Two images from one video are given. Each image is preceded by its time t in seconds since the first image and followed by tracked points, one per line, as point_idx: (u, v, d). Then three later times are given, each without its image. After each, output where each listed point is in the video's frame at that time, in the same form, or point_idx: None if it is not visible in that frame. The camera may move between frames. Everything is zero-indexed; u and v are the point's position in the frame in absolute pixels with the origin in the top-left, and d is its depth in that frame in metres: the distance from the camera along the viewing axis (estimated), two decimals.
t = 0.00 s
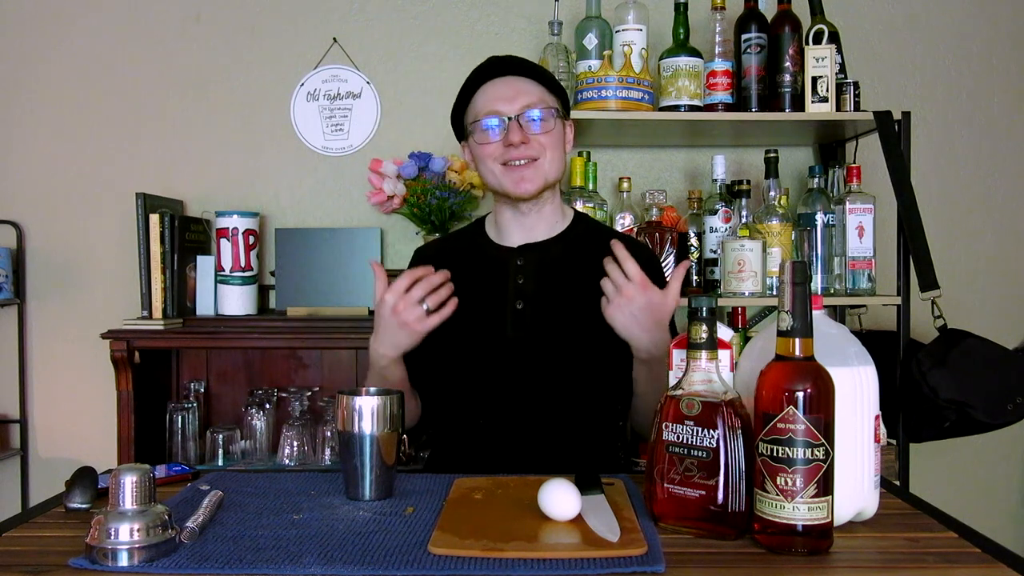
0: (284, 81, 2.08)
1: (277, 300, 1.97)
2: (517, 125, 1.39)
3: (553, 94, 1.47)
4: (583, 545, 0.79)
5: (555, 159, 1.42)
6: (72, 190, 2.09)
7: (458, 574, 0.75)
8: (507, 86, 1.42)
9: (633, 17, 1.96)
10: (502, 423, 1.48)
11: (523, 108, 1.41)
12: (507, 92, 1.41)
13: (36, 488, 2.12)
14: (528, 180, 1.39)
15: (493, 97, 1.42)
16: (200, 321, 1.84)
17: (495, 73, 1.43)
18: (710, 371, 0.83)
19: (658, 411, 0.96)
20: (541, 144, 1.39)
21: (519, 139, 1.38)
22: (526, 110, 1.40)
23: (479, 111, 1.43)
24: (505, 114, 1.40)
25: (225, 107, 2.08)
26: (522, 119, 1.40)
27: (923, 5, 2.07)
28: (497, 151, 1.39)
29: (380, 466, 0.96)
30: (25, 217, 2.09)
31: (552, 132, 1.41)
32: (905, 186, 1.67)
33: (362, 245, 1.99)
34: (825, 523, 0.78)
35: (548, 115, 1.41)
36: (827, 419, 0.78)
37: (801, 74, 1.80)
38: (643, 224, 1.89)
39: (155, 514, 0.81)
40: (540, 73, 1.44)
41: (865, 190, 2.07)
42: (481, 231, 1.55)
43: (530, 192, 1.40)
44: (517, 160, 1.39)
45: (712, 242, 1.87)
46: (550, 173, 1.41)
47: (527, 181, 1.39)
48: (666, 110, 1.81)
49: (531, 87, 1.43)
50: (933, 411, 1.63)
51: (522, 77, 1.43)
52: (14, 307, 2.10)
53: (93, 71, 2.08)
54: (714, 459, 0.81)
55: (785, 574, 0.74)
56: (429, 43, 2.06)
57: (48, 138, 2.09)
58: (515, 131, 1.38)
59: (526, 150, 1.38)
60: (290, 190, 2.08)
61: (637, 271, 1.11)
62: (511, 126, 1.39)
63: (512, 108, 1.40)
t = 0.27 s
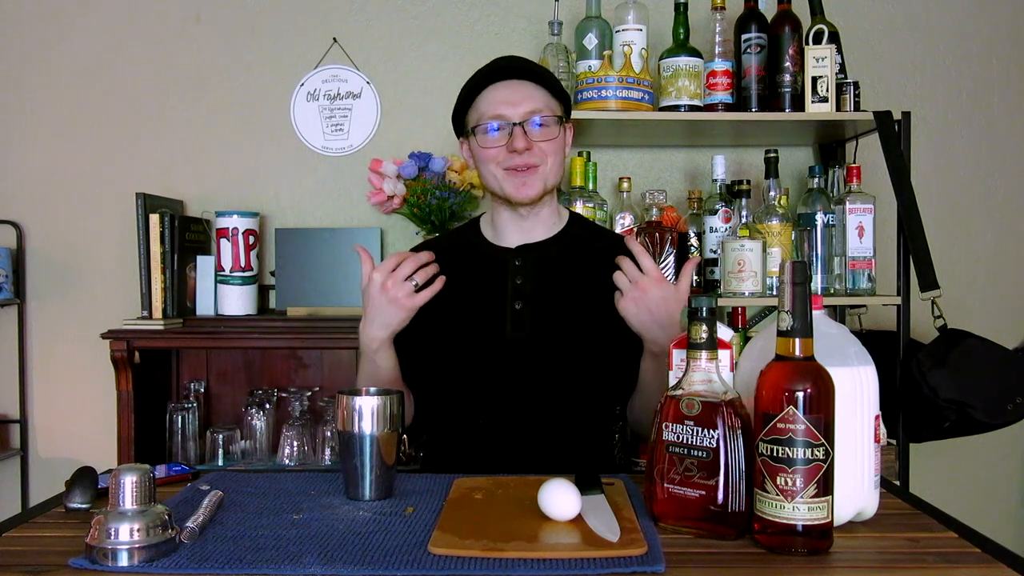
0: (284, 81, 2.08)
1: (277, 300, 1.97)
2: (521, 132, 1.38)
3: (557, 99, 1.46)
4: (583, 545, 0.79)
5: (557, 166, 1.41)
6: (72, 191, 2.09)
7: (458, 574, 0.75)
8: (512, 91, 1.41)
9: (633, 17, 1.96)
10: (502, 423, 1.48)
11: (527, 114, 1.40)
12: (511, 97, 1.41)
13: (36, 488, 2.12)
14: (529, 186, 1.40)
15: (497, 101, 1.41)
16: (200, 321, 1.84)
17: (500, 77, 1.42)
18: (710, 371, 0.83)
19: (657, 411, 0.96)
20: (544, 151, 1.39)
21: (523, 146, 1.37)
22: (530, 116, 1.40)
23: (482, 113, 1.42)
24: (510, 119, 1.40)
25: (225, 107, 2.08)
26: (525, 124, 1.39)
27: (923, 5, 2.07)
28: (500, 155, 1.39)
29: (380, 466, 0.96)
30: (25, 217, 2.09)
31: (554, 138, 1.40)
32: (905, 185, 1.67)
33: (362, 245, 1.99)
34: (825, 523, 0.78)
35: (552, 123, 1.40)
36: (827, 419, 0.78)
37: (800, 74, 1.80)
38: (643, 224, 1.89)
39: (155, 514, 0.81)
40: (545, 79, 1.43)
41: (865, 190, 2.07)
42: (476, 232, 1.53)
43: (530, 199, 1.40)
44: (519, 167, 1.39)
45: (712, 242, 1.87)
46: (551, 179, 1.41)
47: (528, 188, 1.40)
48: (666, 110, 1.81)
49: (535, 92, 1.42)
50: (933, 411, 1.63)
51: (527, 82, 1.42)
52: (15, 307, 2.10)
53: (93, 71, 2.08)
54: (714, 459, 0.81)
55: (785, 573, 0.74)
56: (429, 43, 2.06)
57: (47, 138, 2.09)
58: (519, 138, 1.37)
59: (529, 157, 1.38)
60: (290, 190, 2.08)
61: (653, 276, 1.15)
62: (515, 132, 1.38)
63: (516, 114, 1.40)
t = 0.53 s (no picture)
0: (284, 81, 2.08)
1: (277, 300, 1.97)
2: (519, 131, 1.40)
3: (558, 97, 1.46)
4: (583, 545, 0.79)
5: (554, 166, 1.43)
6: (72, 190, 2.09)
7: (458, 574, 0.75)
8: (513, 89, 1.41)
9: (633, 17, 1.96)
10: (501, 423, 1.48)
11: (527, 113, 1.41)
12: (512, 95, 1.41)
13: (36, 488, 2.12)
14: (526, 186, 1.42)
15: (497, 99, 1.41)
16: (200, 321, 1.84)
17: (501, 74, 1.42)
18: (710, 371, 0.83)
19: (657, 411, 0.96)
20: (542, 151, 1.41)
21: (521, 145, 1.39)
22: (529, 116, 1.41)
23: (482, 109, 1.43)
24: (509, 117, 1.41)
25: (225, 107, 2.08)
26: (524, 123, 1.41)
27: (923, 5, 2.07)
28: (498, 153, 1.41)
29: (380, 466, 0.96)
30: (25, 217, 2.09)
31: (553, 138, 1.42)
32: (905, 185, 1.67)
33: (362, 245, 1.99)
34: (825, 523, 0.78)
35: (551, 122, 1.42)
36: (827, 418, 0.78)
37: (800, 74, 1.80)
38: (643, 224, 1.89)
39: (155, 514, 0.81)
40: (546, 78, 1.43)
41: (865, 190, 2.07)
42: (472, 232, 1.54)
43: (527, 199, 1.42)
44: (517, 166, 1.41)
45: (712, 242, 1.87)
46: (548, 180, 1.43)
47: (525, 188, 1.42)
48: (666, 110, 1.81)
49: (536, 91, 1.42)
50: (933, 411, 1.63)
51: (528, 80, 1.43)
52: (15, 307, 2.10)
53: (93, 71, 2.08)
54: (714, 459, 0.81)
55: (785, 574, 0.74)
56: (429, 43, 2.06)
57: (47, 137, 2.09)
58: (517, 138, 1.39)
59: (526, 156, 1.40)
60: (290, 190, 2.08)
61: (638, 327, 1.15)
62: (514, 131, 1.40)
63: (516, 112, 1.41)
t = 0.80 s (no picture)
0: (284, 81, 2.08)
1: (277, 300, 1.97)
2: (503, 134, 1.38)
3: (545, 98, 1.43)
4: (583, 545, 0.79)
5: (540, 168, 1.41)
6: (72, 190, 2.09)
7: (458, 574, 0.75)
8: (496, 91, 1.39)
9: (633, 17, 1.96)
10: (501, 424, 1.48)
11: (511, 116, 1.39)
12: (495, 97, 1.38)
13: (36, 488, 2.12)
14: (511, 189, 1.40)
15: (482, 101, 1.39)
16: (200, 321, 1.84)
17: (484, 76, 1.39)
18: (710, 371, 0.83)
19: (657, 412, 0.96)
20: (526, 155, 1.39)
21: (504, 150, 1.37)
22: (513, 118, 1.39)
23: (467, 112, 1.41)
24: (493, 120, 1.39)
25: (225, 107, 2.08)
26: (508, 126, 1.39)
27: (923, 5, 2.07)
28: (482, 157, 1.39)
29: (380, 466, 0.96)
30: (25, 217, 2.09)
31: (537, 141, 1.40)
32: (905, 185, 1.67)
33: (362, 245, 1.99)
34: (826, 523, 0.78)
35: (535, 125, 1.39)
36: (827, 418, 0.78)
37: (800, 74, 1.80)
38: (643, 224, 1.89)
39: (155, 514, 0.81)
40: (531, 78, 1.39)
41: (865, 190, 2.07)
42: (466, 234, 1.53)
43: (512, 202, 1.40)
44: (501, 169, 1.39)
45: (712, 242, 1.87)
46: (534, 183, 1.41)
47: (511, 191, 1.40)
48: (666, 110, 1.81)
49: (521, 92, 1.39)
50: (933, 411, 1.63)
51: (512, 81, 1.39)
52: (15, 307, 2.10)
53: (94, 71, 2.08)
54: (714, 459, 0.81)
55: (785, 573, 0.74)
56: (429, 43, 2.06)
57: (47, 137, 2.09)
58: (500, 141, 1.37)
59: (510, 160, 1.38)
60: (290, 190, 2.08)
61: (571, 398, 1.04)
62: (497, 135, 1.38)
63: (500, 115, 1.38)
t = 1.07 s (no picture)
0: (284, 81, 2.07)
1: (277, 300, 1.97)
2: (492, 138, 1.38)
3: (539, 105, 1.40)
4: (583, 545, 0.79)
5: (528, 174, 1.41)
6: (72, 190, 2.09)
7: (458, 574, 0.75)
8: (486, 95, 1.38)
9: (633, 17, 1.96)
10: (501, 424, 1.48)
11: (501, 121, 1.38)
12: (485, 101, 1.38)
13: (36, 488, 2.12)
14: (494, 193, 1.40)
15: (473, 103, 1.38)
16: (200, 321, 1.84)
17: (475, 79, 1.38)
18: (710, 371, 0.83)
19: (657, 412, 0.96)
20: (513, 160, 1.39)
21: (490, 154, 1.37)
22: (504, 123, 1.38)
23: (458, 112, 1.41)
24: (482, 123, 1.38)
25: (226, 107, 2.08)
26: (498, 130, 1.38)
27: (923, 5, 2.07)
28: (469, 158, 1.39)
29: (380, 466, 0.96)
30: (25, 217, 2.09)
31: (526, 147, 1.39)
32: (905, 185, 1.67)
33: (362, 245, 1.99)
34: (826, 523, 0.78)
35: (524, 131, 1.39)
36: (827, 418, 0.78)
37: (800, 74, 1.80)
38: (643, 224, 1.89)
39: (155, 514, 0.81)
40: (523, 86, 1.37)
41: (865, 190, 2.07)
42: (464, 234, 1.53)
43: (495, 205, 1.41)
44: (488, 172, 1.39)
45: (711, 242, 1.87)
46: (520, 188, 1.41)
47: (496, 195, 1.40)
48: (666, 110, 1.81)
49: (512, 97, 1.38)
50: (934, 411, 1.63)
51: (504, 86, 1.38)
52: (15, 307, 2.10)
53: (94, 71, 2.08)
54: (714, 459, 0.81)
55: (785, 574, 0.74)
56: (429, 43, 2.06)
57: (47, 137, 2.09)
58: (488, 145, 1.37)
59: (496, 164, 1.38)
60: (290, 190, 2.08)
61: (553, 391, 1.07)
62: (486, 138, 1.38)
63: (489, 119, 1.38)
